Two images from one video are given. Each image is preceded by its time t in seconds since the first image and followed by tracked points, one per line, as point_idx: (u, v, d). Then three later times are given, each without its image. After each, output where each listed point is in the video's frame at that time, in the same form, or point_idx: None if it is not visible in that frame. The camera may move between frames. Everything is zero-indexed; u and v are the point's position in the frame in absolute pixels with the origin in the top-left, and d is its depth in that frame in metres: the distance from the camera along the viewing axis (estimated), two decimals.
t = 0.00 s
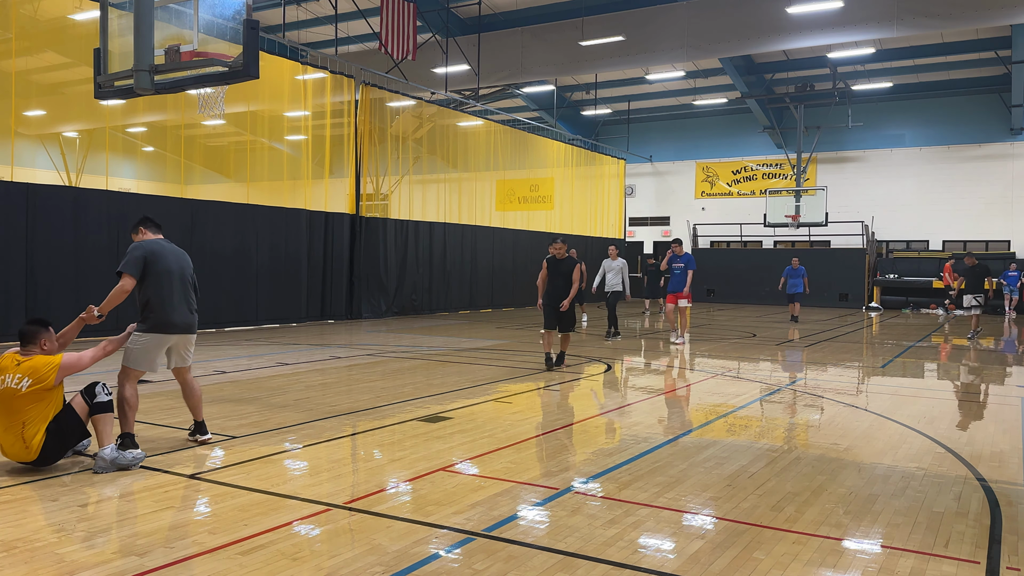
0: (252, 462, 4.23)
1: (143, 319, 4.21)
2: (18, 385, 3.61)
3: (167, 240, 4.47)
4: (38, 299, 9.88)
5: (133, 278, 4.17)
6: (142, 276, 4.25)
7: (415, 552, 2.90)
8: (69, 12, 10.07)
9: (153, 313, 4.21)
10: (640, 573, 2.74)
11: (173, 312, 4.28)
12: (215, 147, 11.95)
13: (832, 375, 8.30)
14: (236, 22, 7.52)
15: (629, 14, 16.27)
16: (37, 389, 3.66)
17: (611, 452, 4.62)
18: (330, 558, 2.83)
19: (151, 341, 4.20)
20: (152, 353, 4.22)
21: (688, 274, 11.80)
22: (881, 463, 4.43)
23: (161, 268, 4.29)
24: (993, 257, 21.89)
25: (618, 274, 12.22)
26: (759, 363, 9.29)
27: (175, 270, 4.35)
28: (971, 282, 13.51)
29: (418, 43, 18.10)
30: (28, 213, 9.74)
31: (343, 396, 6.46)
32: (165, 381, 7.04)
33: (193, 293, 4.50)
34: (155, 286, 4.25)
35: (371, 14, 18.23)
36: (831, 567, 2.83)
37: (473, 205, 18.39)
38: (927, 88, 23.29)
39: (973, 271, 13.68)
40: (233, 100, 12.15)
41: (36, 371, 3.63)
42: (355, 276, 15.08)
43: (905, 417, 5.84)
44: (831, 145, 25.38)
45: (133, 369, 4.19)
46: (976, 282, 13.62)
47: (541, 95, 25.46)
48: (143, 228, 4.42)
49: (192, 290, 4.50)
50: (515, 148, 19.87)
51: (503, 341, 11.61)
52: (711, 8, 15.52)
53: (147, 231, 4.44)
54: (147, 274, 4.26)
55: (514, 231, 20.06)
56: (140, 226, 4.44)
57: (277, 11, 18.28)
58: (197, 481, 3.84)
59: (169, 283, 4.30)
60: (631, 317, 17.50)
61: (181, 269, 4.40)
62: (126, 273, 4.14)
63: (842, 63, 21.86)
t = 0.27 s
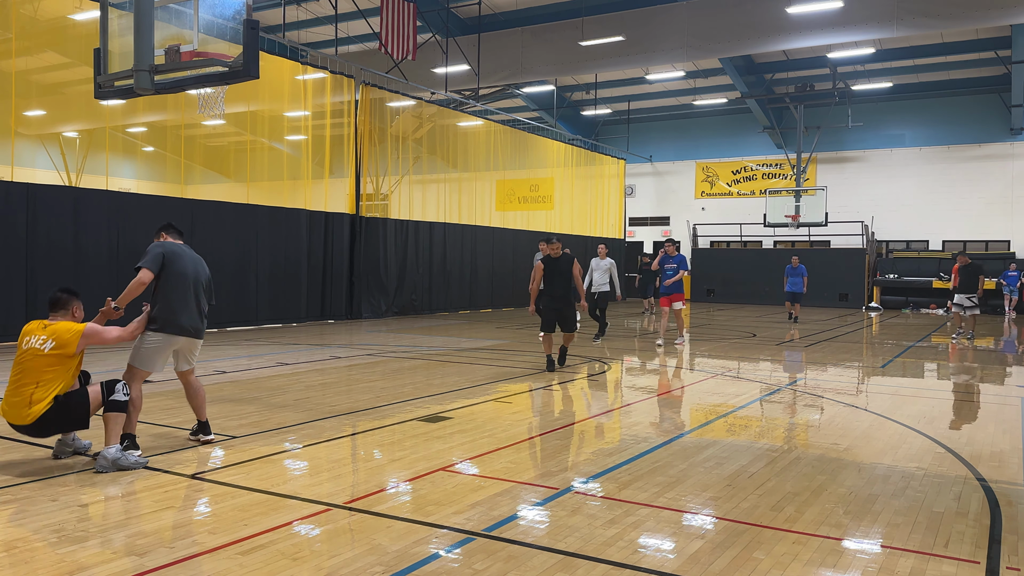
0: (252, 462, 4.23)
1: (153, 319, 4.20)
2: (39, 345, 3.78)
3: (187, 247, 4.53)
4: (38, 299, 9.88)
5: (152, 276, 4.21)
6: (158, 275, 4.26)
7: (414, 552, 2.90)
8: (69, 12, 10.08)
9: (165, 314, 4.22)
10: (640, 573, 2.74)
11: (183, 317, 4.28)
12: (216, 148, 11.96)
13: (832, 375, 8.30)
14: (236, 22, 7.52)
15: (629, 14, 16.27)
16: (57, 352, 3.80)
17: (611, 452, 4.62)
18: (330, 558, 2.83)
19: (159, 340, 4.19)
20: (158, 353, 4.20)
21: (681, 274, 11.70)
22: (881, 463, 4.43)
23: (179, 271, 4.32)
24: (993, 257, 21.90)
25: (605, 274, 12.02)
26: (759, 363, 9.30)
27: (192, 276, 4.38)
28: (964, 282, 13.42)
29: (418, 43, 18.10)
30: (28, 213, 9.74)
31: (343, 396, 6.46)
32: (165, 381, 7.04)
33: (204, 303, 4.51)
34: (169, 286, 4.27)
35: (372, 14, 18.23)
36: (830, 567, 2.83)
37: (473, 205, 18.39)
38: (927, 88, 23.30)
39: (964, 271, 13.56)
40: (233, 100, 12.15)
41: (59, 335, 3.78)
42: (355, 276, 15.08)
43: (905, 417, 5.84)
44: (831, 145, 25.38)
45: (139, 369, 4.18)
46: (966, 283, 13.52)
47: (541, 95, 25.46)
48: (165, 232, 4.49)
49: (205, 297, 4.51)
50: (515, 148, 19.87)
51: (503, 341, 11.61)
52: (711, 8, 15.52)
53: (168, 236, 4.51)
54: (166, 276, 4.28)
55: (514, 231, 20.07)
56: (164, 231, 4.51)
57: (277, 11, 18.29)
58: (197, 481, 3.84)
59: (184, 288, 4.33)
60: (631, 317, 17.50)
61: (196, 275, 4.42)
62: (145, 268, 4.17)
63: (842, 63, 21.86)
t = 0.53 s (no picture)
0: (252, 462, 4.23)
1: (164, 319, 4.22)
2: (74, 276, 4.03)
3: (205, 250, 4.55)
4: (38, 299, 9.89)
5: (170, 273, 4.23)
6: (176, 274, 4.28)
7: (415, 552, 2.90)
8: (69, 12, 10.08)
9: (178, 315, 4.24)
10: (639, 573, 2.74)
11: (195, 320, 4.31)
12: (216, 148, 11.96)
13: (832, 375, 8.30)
14: (236, 22, 7.52)
15: (628, 14, 16.28)
16: (87, 285, 4.03)
17: (611, 452, 4.62)
18: (330, 558, 2.83)
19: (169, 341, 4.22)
20: (167, 353, 4.23)
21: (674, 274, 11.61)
22: (881, 463, 4.43)
23: (195, 271, 4.35)
24: (993, 257, 21.90)
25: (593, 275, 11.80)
26: (760, 363, 9.29)
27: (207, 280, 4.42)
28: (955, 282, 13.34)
29: (418, 43, 18.10)
30: (29, 213, 9.74)
31: (343, 396, 6.46)
32: (164, 381, 7.04)
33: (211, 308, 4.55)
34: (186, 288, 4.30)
35: (372, 14, 18.23)
36: (830, 567, 2.83)
37: (473, 205, 18.39)
38: (927, 88, 23.29)
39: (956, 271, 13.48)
40: (233, 100, 12.15)
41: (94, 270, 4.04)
42: (355, 276, 15.08)
43: (905, 417, 5.84)
44: (832, 145, 25.38)
45: (146, 370, 4.19)
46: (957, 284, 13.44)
47: (541, 95, 25.46)
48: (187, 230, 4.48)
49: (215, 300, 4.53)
50: (515, 148, 19.86)
51: (503, 342, 11.61)
52: (711, 8, 15.52)
53: (188, 235, 4.51)
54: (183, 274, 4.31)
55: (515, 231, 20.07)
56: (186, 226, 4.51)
57: (276, 11, 18.28)
58: (197, 481, 3.84)
59: (198, 290, 4.36)
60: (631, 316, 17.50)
61: (212, 280, 4.46)
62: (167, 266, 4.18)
63: (842, 63, 21.86)
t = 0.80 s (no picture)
0: (253, 462, 4.23)
1: (180, 313, 4.33)
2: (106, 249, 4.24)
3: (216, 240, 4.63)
4: (38, 299, 9.88)
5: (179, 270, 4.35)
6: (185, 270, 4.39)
7: (414, 552, 2.90)
8: (69, 12, 10.08)
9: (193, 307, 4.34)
10: (640, 574, 2.74)
11: (211, 308, 4.39)
12: (216, 147, 11.96)
13: (832, 375, 8.30)
14: (236, 22, 7.52)
15: (629, 14, 16.28)
16: (120, 257, 4.23)
17: (611, 452, 4.62)
18: (330, 558, 2.83)
19: (186, 335, 4.32)
20: (188, 346, 4.33)
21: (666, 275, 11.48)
22: (881, 463, 4.43)
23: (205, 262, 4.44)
24: (993, 257, 21.91)
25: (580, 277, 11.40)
26: (760, 363, 9.29)
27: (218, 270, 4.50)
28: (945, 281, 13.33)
29: (418, 43, 18.10)
30: (28, 213, 9.74)
31: (343, 396, 6.46)
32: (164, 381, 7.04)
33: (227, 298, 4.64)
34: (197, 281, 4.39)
35: (372, 14, 18.23)
36: (830, 567, 2.83)
37: (473, 205, 18.39)
38: (927, 88, 23.29)
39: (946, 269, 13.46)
40: (233, 100, 12.16)
41: (125, 243, 4.26)
42: (355, 276, 15.08)
43: (905, 418, 5.84)
44: (832, 145, 25.38)
45: (166, 364, 4.32)
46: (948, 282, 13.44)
47: (541, 95, 25.46)
48: (199, 219, 4.58)
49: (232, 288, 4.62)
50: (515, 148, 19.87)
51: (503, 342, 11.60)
52: (711, 8, 15.52)
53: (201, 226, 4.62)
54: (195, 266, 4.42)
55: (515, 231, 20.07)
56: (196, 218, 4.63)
57: (276, 11, 18.28)
58: (197, 481, 3.84)
59: (211, 280, 4.44)
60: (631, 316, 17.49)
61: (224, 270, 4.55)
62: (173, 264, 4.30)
63: (842, 63, 21.86)
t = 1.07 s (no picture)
0: (252, 462, 4.23)
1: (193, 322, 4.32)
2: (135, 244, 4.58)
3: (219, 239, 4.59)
4: (38, 299, 9.88)
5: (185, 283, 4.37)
6: (190, 281, 4.38)
7: (414, 552, 2.90)
8: (69, 12, 10.07)
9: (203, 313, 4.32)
10: (640, 573, 2.74)
11: (219, 312, 4.35)
12: (216, 147, 11.97)
13: (832, 375, 8.29)
14: (236, 22, 7.52)
15: (629, 14, 16.28)
16: (147, 251, 4.58)
17: (611, 452, 4.62)
18: (330, 558, 2.83)
19: (202, 341, 4.30)
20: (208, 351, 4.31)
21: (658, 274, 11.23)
22: (881, 463, 4.43)
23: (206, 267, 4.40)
24: (993, 257, 21.92)
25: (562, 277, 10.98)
26: (760, 363, 9.29)
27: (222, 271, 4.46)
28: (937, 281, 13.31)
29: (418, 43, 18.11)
30: (29, 213, 9.74)
31: (343, 396, 6.46)
32: (164, 381, 7.04)
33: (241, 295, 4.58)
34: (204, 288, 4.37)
35: (372, 14, 18.23)
36: (830, 567, 2.83)
37: (473, 205, 18.38)
38: (927, 88, 23.29)
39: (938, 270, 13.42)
40: (233, 100, 12.16)
41: (151, 236, 4.60)
42: (355, 276, 15.08)
43: (905, 417, 5.84)
44: (832, 145, 25.38)
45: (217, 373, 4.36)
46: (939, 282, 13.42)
47: (541, 95, 25.46)
48: (204, 221, 4.58)
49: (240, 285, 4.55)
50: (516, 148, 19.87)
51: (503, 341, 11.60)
52: (711, 8, 15.52)
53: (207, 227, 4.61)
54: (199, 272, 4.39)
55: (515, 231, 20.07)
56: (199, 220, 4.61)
57: (276, 11, 18.28)
58: (197, 481, 3.84)
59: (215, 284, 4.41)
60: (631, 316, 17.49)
61: (227, 268, 4.49)
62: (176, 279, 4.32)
63: (842, 63, 21.85)
